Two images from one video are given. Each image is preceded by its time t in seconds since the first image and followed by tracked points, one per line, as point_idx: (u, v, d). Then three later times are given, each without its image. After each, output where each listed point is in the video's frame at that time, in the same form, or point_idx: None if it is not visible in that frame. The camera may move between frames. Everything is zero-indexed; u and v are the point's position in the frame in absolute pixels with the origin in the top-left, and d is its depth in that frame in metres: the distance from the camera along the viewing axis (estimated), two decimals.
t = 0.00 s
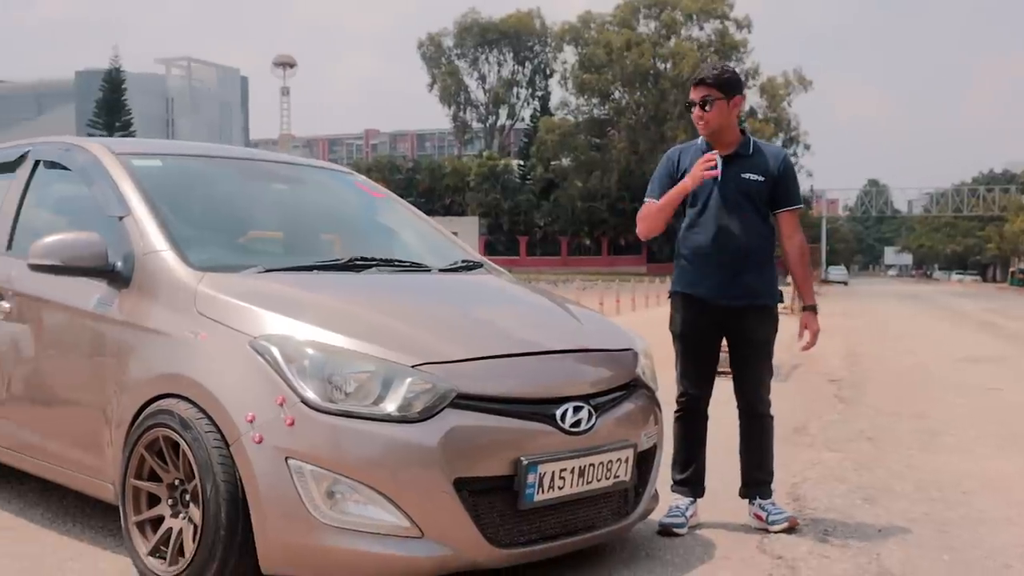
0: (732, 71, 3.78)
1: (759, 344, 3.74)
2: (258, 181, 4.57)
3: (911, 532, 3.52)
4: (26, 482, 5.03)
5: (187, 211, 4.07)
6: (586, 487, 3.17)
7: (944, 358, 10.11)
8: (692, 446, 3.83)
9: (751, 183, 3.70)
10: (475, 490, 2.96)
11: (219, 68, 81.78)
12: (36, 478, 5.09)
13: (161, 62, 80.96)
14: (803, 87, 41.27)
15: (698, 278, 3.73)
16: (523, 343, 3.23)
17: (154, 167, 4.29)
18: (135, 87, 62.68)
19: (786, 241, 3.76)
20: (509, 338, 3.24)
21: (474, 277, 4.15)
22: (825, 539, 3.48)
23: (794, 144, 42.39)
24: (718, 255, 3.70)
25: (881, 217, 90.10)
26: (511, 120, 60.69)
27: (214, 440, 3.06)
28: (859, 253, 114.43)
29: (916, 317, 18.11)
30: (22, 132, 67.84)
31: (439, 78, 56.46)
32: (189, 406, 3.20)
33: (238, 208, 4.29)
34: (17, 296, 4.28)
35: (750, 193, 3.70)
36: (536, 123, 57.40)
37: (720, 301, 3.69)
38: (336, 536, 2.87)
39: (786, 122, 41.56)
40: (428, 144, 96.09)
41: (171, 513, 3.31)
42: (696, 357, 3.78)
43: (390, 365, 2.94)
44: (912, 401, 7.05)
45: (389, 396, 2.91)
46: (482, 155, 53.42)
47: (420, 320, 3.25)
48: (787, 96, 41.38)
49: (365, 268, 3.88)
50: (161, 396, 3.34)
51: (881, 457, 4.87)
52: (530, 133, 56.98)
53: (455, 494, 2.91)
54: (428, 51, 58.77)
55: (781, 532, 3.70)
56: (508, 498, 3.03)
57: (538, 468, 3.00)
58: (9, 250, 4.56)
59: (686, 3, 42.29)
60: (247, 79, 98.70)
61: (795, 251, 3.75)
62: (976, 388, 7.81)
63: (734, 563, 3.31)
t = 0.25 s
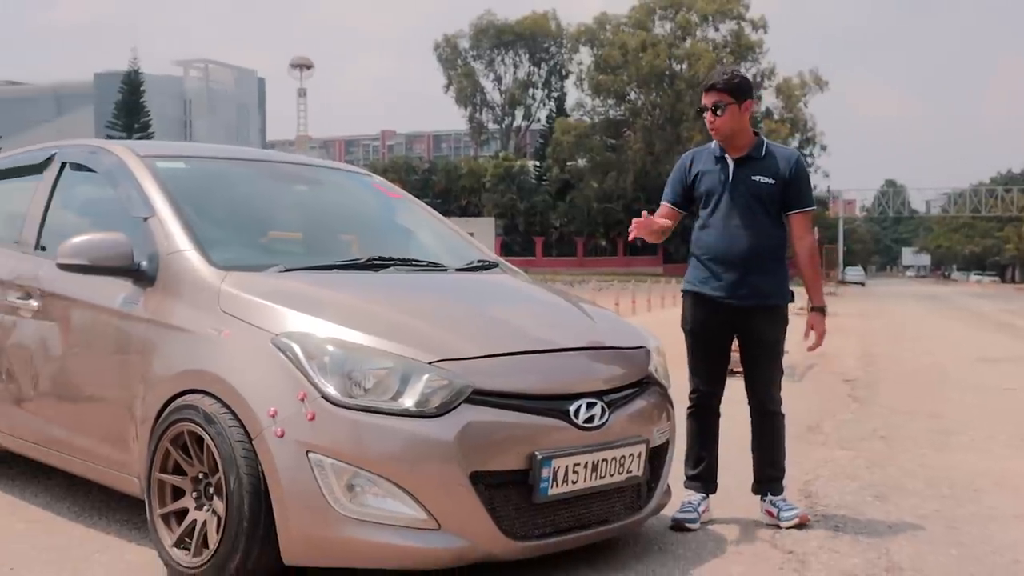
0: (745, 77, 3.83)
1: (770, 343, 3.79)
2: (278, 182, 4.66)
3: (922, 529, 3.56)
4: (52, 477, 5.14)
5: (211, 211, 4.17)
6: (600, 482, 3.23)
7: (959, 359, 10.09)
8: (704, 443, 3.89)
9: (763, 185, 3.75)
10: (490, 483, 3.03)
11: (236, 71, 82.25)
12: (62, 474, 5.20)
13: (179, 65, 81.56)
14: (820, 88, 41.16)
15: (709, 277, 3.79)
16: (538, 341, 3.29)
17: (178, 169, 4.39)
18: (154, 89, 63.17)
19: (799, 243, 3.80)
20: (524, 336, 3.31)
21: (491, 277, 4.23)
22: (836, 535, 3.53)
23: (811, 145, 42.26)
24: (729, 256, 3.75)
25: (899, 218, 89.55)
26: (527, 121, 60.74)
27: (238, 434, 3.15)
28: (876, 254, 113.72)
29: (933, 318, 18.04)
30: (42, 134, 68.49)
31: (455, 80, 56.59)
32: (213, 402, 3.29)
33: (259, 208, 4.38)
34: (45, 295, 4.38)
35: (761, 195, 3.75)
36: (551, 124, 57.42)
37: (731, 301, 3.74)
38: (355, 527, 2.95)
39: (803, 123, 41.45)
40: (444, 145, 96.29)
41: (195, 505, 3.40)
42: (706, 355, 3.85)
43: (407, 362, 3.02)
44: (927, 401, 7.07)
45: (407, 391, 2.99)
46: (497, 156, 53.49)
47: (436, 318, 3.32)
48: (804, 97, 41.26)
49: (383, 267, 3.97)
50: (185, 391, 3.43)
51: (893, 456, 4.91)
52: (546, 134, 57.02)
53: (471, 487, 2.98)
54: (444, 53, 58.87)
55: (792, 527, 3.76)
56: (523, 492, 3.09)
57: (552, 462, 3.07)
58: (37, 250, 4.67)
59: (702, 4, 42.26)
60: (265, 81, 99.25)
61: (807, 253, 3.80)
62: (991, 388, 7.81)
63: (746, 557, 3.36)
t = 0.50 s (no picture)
0: (753, 77, 3.87)
1: (783, 341, 3.84)
2: (297, 183, 4.75)
3: (932, 525, 3.60)
4: (78, 473, 5.26)
5: (231, 212, 4.26)
6: (614, 476, 3.30)
7: (975, 360, 10.08)
8: (717, 440, 3.95)
9: (772, 185, 3.80)
10: (506, 477, 3.10)
11: (253, 73, 82.68)
12: (87, 469, 5.31)
13: (196, 67, 81.99)
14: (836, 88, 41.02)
15: (722, 277, 3.85)
16: (552, 338, 3.36)
17: (199, 171, 4.49)
18: (172, 91, 63.61)
19: (811, 240, 3.84)
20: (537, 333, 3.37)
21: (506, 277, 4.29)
22: (847, 530, 3.58)
23: (828, 146, 42.12)
24: (741, 256, 3.80)
25: (917, 219, 88.96)
26: (543, 122, 60.80)
27: (260, 428, 3.23)
28: (894, 255, 112.97)
29: (950, 319, 17.98)
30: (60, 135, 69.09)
31: (471, 81, 56.70)
32: (236, 396, 3.37)
33: (279, 209, 4.46)
34: (71, 294, 4.49)
35: (770, 195, 3.80)
36: (567, 125, 57.44)
37: (743, 301, 3.79)
38: (374, 519, 3.03)
39: (819, 124, 41.33)
40: (459, 146, 96.46)
41: (219, 498, 3.49)
42: (719, 354, 3.91)
43: (424, 359, 3.10)
44: (941, 401, 7.09)
45: (424, 387, 3.06)
46: (513, 158, 53.57)
47: (451, 317, 3.39)
48: (820, 98, 41.13)
49: (401, 266, 4.05)
50: (209, 387, 3.52)
51: (905, 454, 4.94)
52: (562, 135, 57.05)
53: (488, 481, 3.05)
54: (460, 54, 58.99)
55: (803, 523, 3.81)
56: (538, 485, 3.16)
57: (567, 457, 3.14)
58: (62, 250, 4.78)
59: (718, 5, 42.21)
60: (282, 82, 99.69)
61: (820, 249, 3.83)
62: (1006, 389, 7.81)
63: (758, 551, 3.42)
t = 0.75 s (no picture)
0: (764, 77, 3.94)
1: (794, 337, 3.89)
2: (315, 184, 4.84)
3: (942, 521, 3.64)
4: (102, 468, 5.36)
5: (252, 212, 4.35)
6: (627, 471, 3.36)
7: (991, 361, 10.05)
8: (729, 436, 4.00)
9: (782, 183, 3.86)
10: (522, 470, 3.17)
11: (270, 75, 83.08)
12: (110, 464, 5.42)
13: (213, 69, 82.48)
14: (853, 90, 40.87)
15: (734, 275, 3.90)
16: (565, 334, 3.43)
17: (221, 172, 4.58)
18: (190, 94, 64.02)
19: (821, 235, 3.90)
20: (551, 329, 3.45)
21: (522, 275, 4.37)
22: (858, 526, 3.62)
23: (845, 147, 41.96)
24: (752, 254, 3.86)
25: (935, 221, 88.36)
26: (558, 123, 60.84)
27: (282, 422, 3.31)
28: (912, 256, 112.19)
29: (967, 320, 17.90)
30: (79, 138, 69.74)
31: (486, 83, 56.78)
32: (258, 392, 3.46)
33: (297, 210, 4.55)
34: (97, 292, 4.59)
35: (781, 193, 3.86)
36: (583, 127, 57.46)
37: (755, 298, 3.84)
38: (393, 511, 3.11)
39: (836, 125, 41.18)
40: (475, 148, 96.54)
41: (241, 491, 3.57)
42: (731, 352, 3.96)
43: (442, 355, 3.17)
44: (955, 401, 7.10)
45: (442, 382, 3.14)
46: (528, 159, 53.62)
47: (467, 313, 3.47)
48: (837, 99, 40.98)
49: (418, 265, 4.13)
50: (232, 383, 3.60)
51: (918, 453, 4.97)
52: (577, 137, 57.05)
53: (504, 473, 3.12)
54: (475, 56, 59.09)
55: (815, 518, 3.85)
56: (553, 478, 3.23)
57: (581, 450, 3.20)
58: (87, 250, 4.88)
59: (733, 7, 42.13)
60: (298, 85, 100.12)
61: (830, 245, 3.89)
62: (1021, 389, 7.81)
63: (770, 544, 3.47)
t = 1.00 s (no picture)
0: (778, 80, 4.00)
1: (805, 335, 3.95)
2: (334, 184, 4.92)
3: (951, 516, 3.69)
4: (124, 463, 5.47)
5: (274, 211, 4.43)
6: (641, 464, 3.43)
7: (1006, 363, 10.05)
8: (742, 432, 4.06)
9: (795, 183, 3.92)
10: (538, 462, 3.24)
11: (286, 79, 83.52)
12: (133, 460, 5.53)
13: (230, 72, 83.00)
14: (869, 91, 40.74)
15: (747, 273, 3.95)
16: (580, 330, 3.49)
17: (243, 172, 4.67)
18: (206, 96, 64.45)
19: (832, 235, 3.96)
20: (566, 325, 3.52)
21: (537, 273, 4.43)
22: (869, 520, 3.68)
23: (861, 148, 41.80)
24: (766, 253, 3.91)
25: (952, 223, 87.77)
26: (573, 125, 60.89)
27: (303, 415, 3.39)
28: (929, 259, 111.51)
29: (983, 323, 17.84)
30: (97, 141, 70.31)
31: (501, 85, 56.89)
32: (280, 385, 3.54)
33: (317, 209, 4.63)
34: (122, 290, 4.69)
35: (793, 194, 3.92)
36: (597, 129, 57.48)
37: (767, 295, 3.90)
38: (411, 502, 3.18)
39: (851, 126, 41.05)
40: (490, 150, 96.69)
41: (263, 484, 3.66)
42: (744, 349, 4.02)
43: (460, 350, 3.24)
44: (969, 402, 7.12)
45: (460, 375, 3.21)
46: (543, 162, 53.70)
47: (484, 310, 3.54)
48: (853, 101, 40.85)
49: (435, 263, 4.21)
50: (254, 377, 3.69)
51: (930, 451, 5.01)
52: (592, 139, 57.08)
53: (520, 466, 3.19)
54: (490, 59, 59.20)
55: (826, 513, 3.90)
56: (568, 471, 3.30)
57: (595, 444, 3.27)
58: (111, 250, 4.99)
59: (748, 8, 42.07)
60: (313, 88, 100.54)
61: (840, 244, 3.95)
62: None
63: (781, 538, 3.53)
